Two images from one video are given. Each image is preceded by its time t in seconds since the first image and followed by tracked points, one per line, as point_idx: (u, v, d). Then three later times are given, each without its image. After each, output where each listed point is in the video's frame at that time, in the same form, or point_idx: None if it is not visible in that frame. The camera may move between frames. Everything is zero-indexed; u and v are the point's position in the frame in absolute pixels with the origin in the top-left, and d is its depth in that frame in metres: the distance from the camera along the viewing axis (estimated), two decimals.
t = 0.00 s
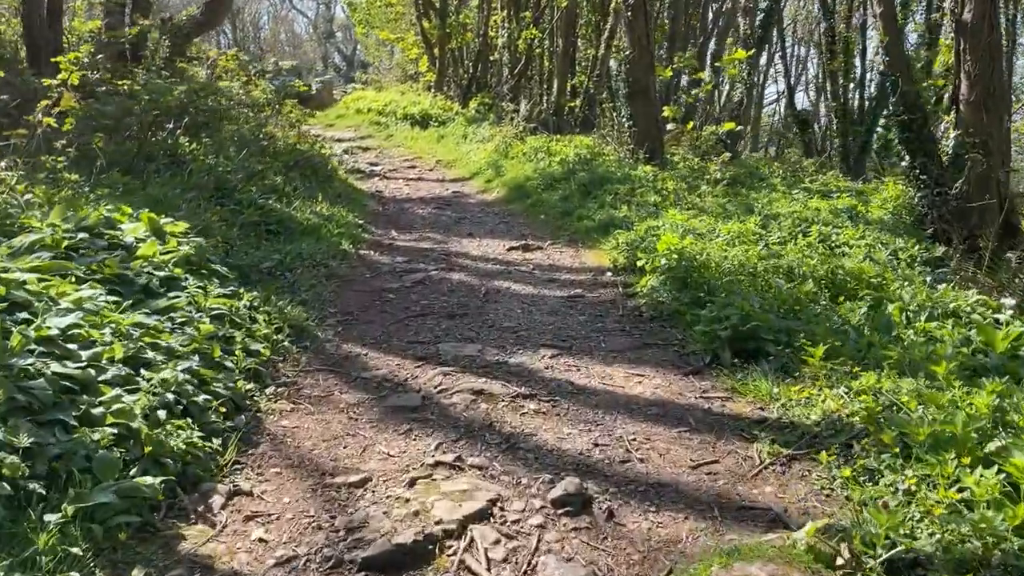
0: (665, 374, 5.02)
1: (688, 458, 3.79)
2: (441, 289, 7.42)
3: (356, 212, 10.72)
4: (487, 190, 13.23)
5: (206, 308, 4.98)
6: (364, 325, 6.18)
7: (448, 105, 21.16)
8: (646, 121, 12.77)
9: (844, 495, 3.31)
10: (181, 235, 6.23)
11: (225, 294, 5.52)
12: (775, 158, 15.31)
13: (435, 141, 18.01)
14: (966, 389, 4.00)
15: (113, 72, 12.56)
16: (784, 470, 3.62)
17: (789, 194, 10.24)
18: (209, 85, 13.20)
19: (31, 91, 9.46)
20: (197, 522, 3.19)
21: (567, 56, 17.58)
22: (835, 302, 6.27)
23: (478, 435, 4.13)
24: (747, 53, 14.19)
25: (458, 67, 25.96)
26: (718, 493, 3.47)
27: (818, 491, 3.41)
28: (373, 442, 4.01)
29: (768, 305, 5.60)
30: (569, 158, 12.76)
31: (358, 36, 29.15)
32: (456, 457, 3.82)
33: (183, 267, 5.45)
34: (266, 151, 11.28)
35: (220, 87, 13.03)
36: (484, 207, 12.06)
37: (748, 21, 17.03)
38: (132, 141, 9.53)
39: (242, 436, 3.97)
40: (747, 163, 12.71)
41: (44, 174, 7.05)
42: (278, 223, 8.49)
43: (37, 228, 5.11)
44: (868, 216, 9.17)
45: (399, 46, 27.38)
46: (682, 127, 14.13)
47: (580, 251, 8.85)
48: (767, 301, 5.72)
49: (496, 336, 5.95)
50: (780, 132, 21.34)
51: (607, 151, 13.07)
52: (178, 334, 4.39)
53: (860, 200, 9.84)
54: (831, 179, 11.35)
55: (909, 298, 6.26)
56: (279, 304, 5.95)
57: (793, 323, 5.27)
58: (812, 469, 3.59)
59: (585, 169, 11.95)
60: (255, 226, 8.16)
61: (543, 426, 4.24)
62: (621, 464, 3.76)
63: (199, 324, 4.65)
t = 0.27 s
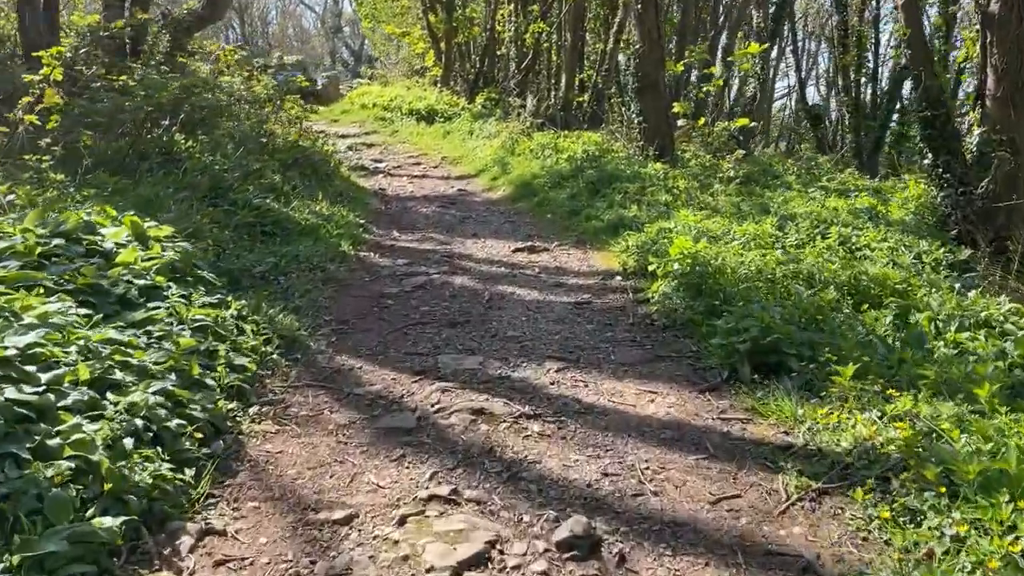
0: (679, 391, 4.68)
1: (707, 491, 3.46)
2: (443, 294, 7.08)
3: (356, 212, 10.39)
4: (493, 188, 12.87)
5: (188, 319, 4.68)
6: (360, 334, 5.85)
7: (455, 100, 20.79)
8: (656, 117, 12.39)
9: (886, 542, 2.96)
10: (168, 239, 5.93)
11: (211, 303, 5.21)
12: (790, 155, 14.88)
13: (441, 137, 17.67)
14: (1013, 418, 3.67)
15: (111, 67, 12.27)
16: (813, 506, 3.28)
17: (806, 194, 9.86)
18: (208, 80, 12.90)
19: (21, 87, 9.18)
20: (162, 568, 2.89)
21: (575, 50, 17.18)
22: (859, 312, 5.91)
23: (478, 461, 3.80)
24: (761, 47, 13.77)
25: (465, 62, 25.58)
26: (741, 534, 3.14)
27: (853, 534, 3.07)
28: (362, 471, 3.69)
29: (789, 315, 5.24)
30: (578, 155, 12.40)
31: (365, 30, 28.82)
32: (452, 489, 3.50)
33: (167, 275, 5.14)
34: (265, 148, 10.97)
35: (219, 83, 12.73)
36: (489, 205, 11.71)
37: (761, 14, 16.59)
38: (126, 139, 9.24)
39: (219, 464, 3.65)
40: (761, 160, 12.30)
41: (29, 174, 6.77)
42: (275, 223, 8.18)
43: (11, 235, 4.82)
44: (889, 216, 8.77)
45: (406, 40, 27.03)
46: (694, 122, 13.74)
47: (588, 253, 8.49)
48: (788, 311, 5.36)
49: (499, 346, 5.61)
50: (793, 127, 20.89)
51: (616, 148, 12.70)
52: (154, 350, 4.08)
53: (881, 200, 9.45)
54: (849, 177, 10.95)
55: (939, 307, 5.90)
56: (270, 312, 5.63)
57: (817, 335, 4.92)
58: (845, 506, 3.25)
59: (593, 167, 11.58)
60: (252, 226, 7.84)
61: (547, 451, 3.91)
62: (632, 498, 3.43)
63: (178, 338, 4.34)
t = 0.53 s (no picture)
0: (696, 413, 4.22)
1: (730, 540, 3.08)
2: (440, 298, 6.62)
3: (354, 208, 9.97)
4: (498, 183, 12.41)
5: (153, 333, 4.25)
6: (349, 344, 5.41)
7: (460, 92, 20.31)
8: (667, 109, 11.89)
9: None
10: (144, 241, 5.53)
11: (185, 313, 4.78)
12: (807, 148, 14.35)
13: (445, 130, 17.21)
14: None
15: (102, 58, 11.86)
16: (856, 562, 2.92)
17: (826, 190, 9.38)
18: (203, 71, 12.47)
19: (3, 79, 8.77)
20: None
21: (584, 40, 16.66)
22: (890, 321, 5.44)
23: (470, 499, 3.37)
24: (777, 36, 13.24)
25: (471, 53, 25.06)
26: None
27: None
28: (338, 513, 3.26)
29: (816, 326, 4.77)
30: (585, 148, 11.92)
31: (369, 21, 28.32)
32: (441, 539, 3.07)
33: (137, 280, 4.73)
34: (261, 142, 10.54)
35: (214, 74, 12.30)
36: (493, 201, 11.26)
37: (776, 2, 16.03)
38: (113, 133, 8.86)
39: (172, 506, 3.23)
40: (777, 153, 11.80)
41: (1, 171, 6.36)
42: (265, 222, 7.77)
43: None
44: (915, 214, 8.28)
45: (411, 30, 26.52)
46: (706, 115, 13.23)
47: (596, 253, 8.04)
48: (815, 321, 4.89)
49: (499, 359, 5.16)
50: (808, 120, 20.32)
51: (625, 141, 12.21)
52: (108, 371, 3.66)
53: (905, 197, 8.96)
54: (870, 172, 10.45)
55: (979, 318, 5.47)
56: (251, 320, 5.21)
57: (848, 350, 4.46)
58: (893, 563, 2.89)
59: (602, 161, 11.11)
60: (240, 224, 7.43)
61: (548, 487, 3.46)
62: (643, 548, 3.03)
63: (141, 356, 3.91)
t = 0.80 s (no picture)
0: (716, 446, 3.83)
1: None
2: (439, 307, 6.24)
3: (352, 207, 9.59)
4: (503, 180, 12.01)
5: (118, 355, 3.87)
6: (339, 362, 5.04)
7: (465, 84, 19.87)
8: (679, 103, 11.45)
9: None
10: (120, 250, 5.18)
11: (159, 331, 4.42)
12: (823, 143, 13.90)
13: (450, 123, 16.80)
14: None
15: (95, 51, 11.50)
16: None
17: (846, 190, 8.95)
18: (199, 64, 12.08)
19: None
20: None
21: (592, 30, 16.20)
22: (923, 338, 5.04)
23: (464, 552, 3.00)
24: (793, 26, 12.76)
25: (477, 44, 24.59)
26: None
27: None
28: (315, 572, 2.89)
29: (846, 347, 4.37)
30: (594, 144, 11.50)
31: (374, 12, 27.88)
32: None
33: (108, 294, 4.37)
34: (257, 139, 10.17)
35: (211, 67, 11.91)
36: (498, 199, 10.86)
37: None
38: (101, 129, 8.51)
39: (128, 563, 2.87)
40: (793, 150, 11.36)
41: None
42: (257, 225, 7.41)
43: None
44: (942, 216, 7.85)
45: (416, 21, 26.06)
46: (719, 109, 12.78)
47: (605, 257, 7.64)
48: (845, 340, 4.49)
49: (499, 379, 4.77)
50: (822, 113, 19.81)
51: (635, 137, 11.79)
52: (62, 404, 3.29)
53: (930, 197, 8.53)
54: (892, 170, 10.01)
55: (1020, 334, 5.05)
56: (232, 336, 4.85)
57: (883, 375, 4.05)
58: None
59: (611, 158, 10.70)
60: (230, 226, 7.08)
61: (552, 538, 3.08)
62: None
63: (103, 384, 3.55)
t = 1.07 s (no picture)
0: (742, 477, 3.43)
1: None
2: (440, 312, 5.85)
3: (352, 203, 9.19)
4: (509, 173, 11.58)
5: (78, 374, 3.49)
6: (330, 375, 4.64)
7: (471, 74, 19.39)
8: (694, 93, 10.98)
9: None
10: (94, 252, 4.81)
11: (130, 344, 4.05)
12: (841, 134, 13.41)
13: (456, 114, 16.35)
14: None
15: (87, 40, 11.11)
16: None
17: (869, 185, 8.50)
18: (195, 53, 11.67)
19: None
20: None
21: (602, 19, 15.70)
22: (965, 349, 4.61)
23: None
24: (811, 13, 12.25)
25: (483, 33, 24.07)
26: None
27: None
28: None
29: (886, 362, 3.95)
30: (603, 136, 11.06)
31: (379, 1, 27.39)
32: None
33: (73, 303, 4.00)
34: (253, 130, 9.76)
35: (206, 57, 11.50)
36: (504, 193, 10.44)
37: None
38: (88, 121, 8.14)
39: None
40: (812, 142, 10.89)
41: None
42: (248, 223, 7.02)
43: None
44: (974, 214, 7.40)
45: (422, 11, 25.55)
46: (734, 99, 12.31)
47: (616, 257, 7.23)
48: (883, 355, 4.06)
49: (503, 395, 4.38)
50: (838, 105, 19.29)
51: (647, 129, 11.34)
52: (5, 436, 2.92)
53: (961, 194, 8.07)
54: (917, 165, 9.54)
55: None
56: (213, 347, 4.47)
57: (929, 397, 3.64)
58: None
59: (622, 151, 10.26)
60: (219, 224, 6.69)
61: None
62: None
63: (56, 409, 3.18)
